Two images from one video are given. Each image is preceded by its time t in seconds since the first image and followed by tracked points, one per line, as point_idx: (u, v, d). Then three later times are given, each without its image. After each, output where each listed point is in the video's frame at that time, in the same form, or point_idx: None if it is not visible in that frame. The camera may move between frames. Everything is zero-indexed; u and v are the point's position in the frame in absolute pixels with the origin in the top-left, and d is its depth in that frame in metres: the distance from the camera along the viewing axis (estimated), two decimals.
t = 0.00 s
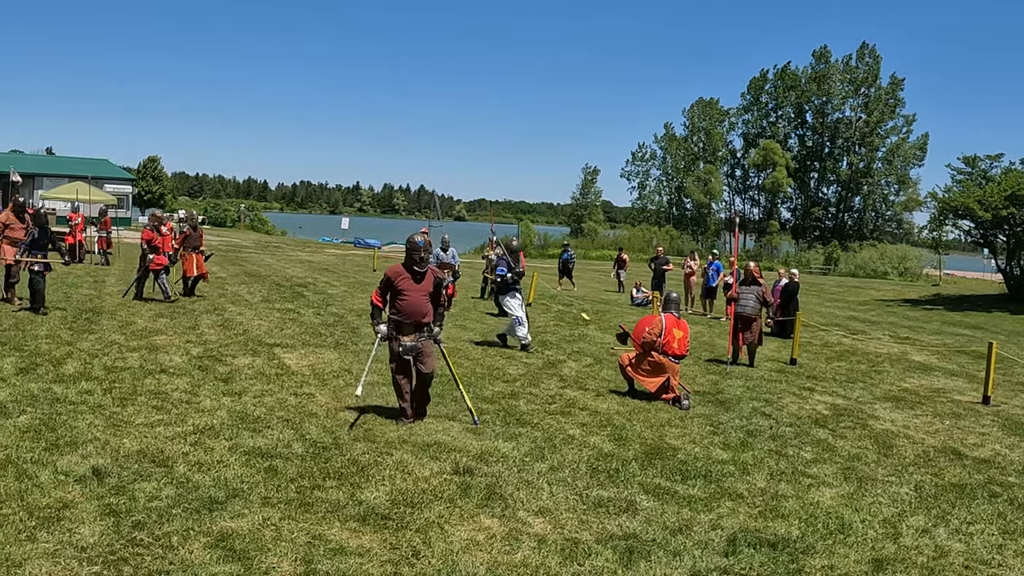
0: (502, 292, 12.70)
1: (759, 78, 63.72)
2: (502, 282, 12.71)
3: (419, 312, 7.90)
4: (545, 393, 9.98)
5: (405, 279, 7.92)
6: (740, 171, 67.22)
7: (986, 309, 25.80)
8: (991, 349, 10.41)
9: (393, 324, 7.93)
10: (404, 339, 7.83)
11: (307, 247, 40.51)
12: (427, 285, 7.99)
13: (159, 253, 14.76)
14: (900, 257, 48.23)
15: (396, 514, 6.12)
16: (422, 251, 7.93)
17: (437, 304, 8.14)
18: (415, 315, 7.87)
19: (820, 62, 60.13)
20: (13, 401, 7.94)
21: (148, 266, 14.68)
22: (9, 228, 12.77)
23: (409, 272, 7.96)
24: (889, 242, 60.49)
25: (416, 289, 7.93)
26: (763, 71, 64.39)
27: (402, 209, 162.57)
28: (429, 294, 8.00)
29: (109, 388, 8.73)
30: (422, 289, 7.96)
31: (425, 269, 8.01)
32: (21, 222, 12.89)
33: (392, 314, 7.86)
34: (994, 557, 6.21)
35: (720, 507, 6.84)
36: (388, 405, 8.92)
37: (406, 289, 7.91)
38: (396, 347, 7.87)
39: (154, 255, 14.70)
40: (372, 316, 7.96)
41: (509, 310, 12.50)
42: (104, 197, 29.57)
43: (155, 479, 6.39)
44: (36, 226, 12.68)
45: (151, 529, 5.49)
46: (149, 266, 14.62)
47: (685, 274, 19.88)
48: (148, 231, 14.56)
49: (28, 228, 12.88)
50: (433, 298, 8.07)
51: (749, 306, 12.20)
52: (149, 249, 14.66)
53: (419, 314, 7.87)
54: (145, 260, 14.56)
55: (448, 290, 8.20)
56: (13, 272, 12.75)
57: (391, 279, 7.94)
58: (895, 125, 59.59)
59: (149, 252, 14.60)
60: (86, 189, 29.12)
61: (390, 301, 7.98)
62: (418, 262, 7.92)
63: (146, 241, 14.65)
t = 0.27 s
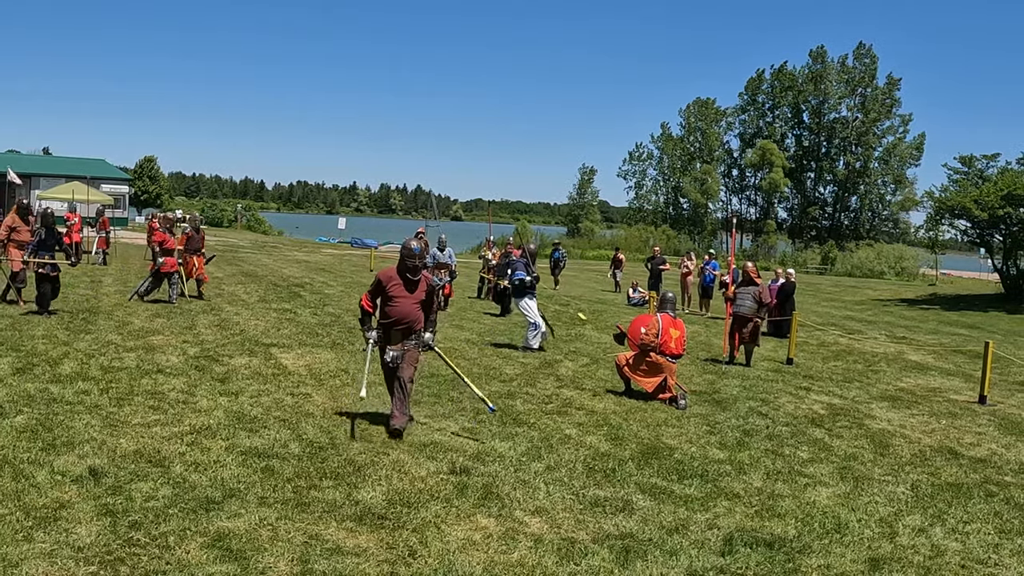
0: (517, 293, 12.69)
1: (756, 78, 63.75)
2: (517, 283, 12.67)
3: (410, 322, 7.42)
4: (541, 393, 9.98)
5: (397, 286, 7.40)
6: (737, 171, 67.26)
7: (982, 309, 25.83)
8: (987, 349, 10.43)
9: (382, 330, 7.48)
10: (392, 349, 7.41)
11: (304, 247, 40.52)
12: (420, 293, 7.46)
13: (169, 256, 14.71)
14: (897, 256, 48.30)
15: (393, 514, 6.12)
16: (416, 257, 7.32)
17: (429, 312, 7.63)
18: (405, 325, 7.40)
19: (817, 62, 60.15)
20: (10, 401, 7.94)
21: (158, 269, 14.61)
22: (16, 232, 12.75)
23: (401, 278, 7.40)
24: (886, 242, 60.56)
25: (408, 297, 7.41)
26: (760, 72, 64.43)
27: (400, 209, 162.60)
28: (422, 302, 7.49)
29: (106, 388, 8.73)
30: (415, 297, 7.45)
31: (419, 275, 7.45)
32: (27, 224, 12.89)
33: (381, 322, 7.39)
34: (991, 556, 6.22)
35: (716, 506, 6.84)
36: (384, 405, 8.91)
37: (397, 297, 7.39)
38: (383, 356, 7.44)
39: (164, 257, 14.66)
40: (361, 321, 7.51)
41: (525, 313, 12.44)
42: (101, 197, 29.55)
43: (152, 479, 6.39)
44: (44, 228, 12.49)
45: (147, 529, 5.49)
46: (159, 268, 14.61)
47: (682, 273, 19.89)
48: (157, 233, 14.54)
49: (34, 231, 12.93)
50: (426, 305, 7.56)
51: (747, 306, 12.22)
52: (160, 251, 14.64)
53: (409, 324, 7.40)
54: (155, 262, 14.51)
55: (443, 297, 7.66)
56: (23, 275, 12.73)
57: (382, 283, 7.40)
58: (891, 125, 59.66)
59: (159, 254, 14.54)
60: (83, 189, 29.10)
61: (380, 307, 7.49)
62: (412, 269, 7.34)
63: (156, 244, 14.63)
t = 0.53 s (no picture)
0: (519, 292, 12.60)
1: (754, 78, 63.74)
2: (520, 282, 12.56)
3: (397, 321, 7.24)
4: (539, 393, 9.98)
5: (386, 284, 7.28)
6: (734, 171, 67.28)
7: (977, 309, 25.86)
8: (984, 348, 10.44)
9: (370, 330, 7.32)
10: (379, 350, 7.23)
11: (301, 247, 40.49)
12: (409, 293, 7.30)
13: (179, 256, 14.59)
14: (894, 256, 48.32)
15: (390, 514, 6.13)
16: (405, 254, 7.22)
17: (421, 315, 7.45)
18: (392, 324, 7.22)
19: (814, 62, 60.14)
20: (7, 401, 7.93)
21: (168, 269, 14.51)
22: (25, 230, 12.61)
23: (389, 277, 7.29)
24: (883, 241, 60.60)
25: (396, 296, 7.26)
26: (757, 71, 64.42)
27: (397, 209, 162.60)
28: (411, 303, 7.32)
29: (103, 388, 8.73)
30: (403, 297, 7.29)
31: (410, 274, 7.31)
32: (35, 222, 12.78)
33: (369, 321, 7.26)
34: (988, 555, 6.23)
35: (713, 506, 6.85)
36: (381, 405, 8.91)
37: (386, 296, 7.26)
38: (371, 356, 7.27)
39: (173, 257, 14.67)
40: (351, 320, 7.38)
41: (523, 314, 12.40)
42: (97, 197, 29.51)
43: (150, 479, 6.39)
44: (53, 227, 11.86)
45: (145, 529, 5.50)
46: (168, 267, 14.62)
47: (679, 273, 19.88)
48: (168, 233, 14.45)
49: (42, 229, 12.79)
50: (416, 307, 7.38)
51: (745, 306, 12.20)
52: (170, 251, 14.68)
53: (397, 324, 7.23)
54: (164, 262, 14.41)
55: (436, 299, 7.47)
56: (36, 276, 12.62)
57: (371, 282, 7.30)
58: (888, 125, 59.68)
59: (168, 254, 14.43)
60: (80, 189, 29.07)
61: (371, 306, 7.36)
62: (401, 267, 7.23)
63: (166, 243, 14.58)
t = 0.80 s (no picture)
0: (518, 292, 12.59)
1: (751, 78, 63.75)
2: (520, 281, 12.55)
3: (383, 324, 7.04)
4: (536, 393, 9.97)
5: (370, 286, 7.08)
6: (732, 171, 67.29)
7: (975, 308, 25.87)
8: (982, 348, 10.43)
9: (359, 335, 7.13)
10: (369, 355, 7.04)
11: (298, 246, 40.48)
12: (395, 294, 7.07)
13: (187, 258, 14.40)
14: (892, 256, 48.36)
15: (388, 514, 6.13)
16: (387, 255, 6.99)
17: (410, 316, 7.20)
18: (379, 327, 7.02)
19: (812, 61, 60.13)
20: (5, 401, 7.93)
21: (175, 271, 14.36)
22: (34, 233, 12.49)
23: (373, 279, 7.08)
24: (881, 241, 60.61)
25: (381, 298, 7.05)
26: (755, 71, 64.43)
27: (395, 209, 162.62)
28: (398, 304, 7.11)
29: (101, 388, 8.72)
30: (389, 298, 7.07)
31: (394, 275, 7.09)
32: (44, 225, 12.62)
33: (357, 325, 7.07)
34: (985, 555, 6.23)
35: (711, 505, 6.85)
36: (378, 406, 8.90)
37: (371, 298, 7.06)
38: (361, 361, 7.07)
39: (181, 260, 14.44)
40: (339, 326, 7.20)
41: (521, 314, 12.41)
42: (95, 197, 29.47)
43: (147, 479, 6.39)
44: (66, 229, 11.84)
45: (142, 529, 5.49)
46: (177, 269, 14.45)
47: (677, 273, 19.90)
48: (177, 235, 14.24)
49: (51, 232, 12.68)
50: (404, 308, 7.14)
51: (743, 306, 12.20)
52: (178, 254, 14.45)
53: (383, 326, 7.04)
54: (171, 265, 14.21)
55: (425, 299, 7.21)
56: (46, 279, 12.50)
57: (357, 285, 7.11)
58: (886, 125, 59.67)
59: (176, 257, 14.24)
60: (78, 189, 29.06)
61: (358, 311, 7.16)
62: (383, 268, 7.01)
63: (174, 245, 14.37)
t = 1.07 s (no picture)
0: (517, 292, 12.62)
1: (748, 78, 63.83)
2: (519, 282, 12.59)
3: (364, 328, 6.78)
4: (533, 393, 9.98)
5: (346, 292, 6.81)
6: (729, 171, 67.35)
7: (972, 308, 25.91)
8: (979, 347, 10.45)
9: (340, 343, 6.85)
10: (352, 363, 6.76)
11: (296, 247, 40.50)
12: (373, 297, 6.84)
13: (196, 260, 14.24)
14: (889, 255, 48.42)
15: (385, 514, 6.13)
16: (360, 257, 6.71)
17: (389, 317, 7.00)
18: (362, 332, 6.76)
19: (809, 61, 60.20)
20: (2, 401, 7.93)
21: (184, 273, 14.27)
22: (47, 233, 12.59)
23: (347, 283, 6.82)
24: (878, 241, 60.69)
25: (359, 302, 6.78)
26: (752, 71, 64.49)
27: (393, 209, 162.66)
28: (377, 307, 6.84)
29: (98, 388, 8.72)
30: (367, 301, 6.81)
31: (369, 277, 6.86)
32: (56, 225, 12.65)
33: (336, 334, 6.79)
34: (982, 554, 6.24)
35: (708, 505, 6.86)
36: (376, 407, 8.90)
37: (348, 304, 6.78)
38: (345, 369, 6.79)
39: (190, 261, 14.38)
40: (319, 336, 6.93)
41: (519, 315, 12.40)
42: (92, 197, 29.48)
43: (144, 479, 6.39)
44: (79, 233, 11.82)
45: (139, 529, 5.49)
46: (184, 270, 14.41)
47: (674, 273, 19.92)
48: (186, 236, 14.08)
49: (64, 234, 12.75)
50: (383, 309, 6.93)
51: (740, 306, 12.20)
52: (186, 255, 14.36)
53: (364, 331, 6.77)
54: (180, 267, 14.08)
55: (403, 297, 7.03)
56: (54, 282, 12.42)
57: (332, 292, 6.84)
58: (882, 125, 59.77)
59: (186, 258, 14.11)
60: (75, 189, 29.07)
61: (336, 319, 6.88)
62: (358, 271, 6.75)
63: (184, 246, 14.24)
